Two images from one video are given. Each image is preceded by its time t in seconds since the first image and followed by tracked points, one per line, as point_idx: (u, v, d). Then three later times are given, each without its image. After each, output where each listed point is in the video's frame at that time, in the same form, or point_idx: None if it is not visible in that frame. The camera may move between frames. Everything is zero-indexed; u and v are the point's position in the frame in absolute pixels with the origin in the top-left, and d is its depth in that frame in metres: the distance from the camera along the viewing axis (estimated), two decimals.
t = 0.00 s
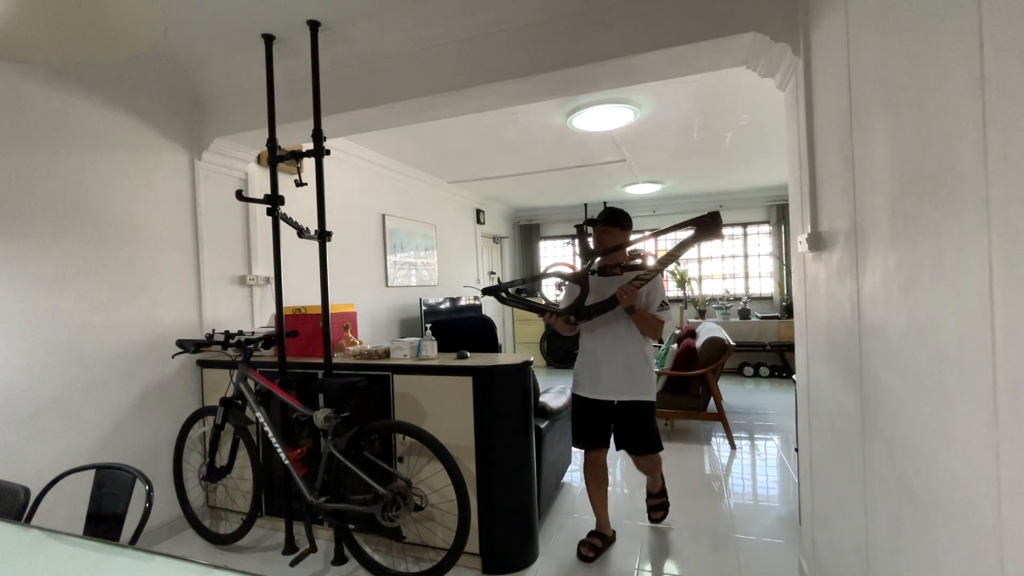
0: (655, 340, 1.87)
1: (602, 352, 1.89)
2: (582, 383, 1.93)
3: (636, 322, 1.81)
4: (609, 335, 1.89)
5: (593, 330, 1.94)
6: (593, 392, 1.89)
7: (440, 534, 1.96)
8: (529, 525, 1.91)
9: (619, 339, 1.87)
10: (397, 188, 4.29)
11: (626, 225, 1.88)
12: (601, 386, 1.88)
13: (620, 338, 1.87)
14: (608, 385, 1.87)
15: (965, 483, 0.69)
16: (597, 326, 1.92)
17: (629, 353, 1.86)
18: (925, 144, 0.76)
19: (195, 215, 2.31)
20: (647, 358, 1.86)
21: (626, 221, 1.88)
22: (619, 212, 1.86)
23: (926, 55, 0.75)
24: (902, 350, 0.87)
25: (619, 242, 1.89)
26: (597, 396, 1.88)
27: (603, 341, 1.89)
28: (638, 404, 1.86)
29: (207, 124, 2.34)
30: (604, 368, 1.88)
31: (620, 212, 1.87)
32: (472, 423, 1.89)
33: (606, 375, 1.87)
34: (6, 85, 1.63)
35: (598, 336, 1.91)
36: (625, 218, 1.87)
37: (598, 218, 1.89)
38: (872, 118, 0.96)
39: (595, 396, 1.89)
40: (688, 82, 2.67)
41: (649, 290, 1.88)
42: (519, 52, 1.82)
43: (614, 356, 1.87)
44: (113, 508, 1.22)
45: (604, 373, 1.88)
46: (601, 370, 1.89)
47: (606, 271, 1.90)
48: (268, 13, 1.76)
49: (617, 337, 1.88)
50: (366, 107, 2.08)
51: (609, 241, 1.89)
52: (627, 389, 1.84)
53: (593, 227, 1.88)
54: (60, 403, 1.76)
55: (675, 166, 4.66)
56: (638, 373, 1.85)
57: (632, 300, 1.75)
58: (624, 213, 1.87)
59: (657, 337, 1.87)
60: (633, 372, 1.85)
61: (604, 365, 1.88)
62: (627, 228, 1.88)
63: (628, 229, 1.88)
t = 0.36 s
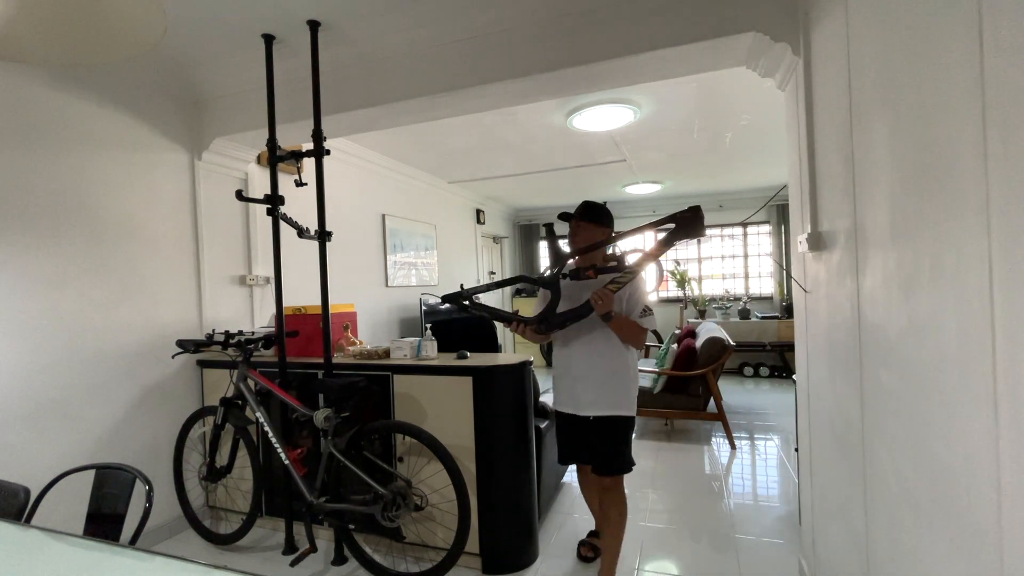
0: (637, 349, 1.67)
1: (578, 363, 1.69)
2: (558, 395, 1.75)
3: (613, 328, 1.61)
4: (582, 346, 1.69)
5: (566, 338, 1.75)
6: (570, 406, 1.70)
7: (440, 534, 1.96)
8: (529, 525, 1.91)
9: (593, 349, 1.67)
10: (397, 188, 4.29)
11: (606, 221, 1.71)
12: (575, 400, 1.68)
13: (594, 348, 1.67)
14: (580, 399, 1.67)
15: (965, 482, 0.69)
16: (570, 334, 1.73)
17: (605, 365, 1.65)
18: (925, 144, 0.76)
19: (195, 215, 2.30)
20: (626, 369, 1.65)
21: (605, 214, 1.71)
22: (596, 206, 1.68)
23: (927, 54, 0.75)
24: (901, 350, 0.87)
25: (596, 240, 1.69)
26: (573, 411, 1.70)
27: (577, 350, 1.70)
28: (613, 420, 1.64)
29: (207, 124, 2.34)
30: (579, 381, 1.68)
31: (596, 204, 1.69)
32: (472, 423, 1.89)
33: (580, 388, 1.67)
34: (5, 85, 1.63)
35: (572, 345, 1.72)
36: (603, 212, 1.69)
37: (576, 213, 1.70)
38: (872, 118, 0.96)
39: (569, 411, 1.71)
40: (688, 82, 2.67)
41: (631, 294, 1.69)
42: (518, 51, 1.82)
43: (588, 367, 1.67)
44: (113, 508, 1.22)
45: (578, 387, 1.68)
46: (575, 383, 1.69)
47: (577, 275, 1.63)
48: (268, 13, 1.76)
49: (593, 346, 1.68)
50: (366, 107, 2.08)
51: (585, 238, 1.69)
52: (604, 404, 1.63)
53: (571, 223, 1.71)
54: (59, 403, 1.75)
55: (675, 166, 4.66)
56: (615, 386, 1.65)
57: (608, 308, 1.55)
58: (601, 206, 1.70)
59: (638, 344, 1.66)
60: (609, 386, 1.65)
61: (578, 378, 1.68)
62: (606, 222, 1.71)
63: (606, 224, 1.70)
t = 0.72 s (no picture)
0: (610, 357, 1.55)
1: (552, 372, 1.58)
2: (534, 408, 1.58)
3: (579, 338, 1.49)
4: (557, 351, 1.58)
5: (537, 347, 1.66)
6: (545, 420, 1.55)
7: (440, 534, 1.97)
8: (529, 525, 1.91)
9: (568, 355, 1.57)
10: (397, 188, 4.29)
11: (582, 212, 1.50)
12: (552, 412, 1.54)
13: (569, 354, 1.57)
14: (556, 411, 1.53)
15: (965, 483, 0.69)
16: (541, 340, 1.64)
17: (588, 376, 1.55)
18: (925, 143, 0.76)
19: (195, 216, 2.31)
20: (605, 377, 1.56)
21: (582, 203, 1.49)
22: (570, 193, 1.47)
23: (926, 54, 0.75)
24: (901, 350, 0.88)
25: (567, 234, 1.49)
26: (549, 425, 1.54)
27: (552, 356, 1.59)
28: (593, 435, 1.52)
29: (207, 124, 2.34)
30: (554, 392, 1.56)
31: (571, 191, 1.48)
32: (472, 423, 1.89)
33: (556, 399, 1.55)
34: (5, 85, 1.63)
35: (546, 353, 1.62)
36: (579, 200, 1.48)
37: (544, 204, 1.50)
38: (872, 119, 0.96)
39: (545, 425, 1.55)
40: (688, 82, 2.67)
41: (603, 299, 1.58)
42: (518, 51, 1.82)
43: (565, 375, 1.55)
44: (113, 508, 1.22)
45: (555, 397, 1.56)
46: (550, 395, 1.56)
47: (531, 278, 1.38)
48: (268, 13, 1.76)
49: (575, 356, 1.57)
50: (366, 107, 2.08)
51: (552, 231, 1.49)
52: (587, 416, 1.51)
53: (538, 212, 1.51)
54: (59, 403, 1.75)
55: (676, 166, 4.66)
56: (595, 398, 1.54)
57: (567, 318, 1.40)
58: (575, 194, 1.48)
59: (616, 352, 1.54)
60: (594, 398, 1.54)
61: (554, 388, 1.56)
62: (581, 214, 1.50)
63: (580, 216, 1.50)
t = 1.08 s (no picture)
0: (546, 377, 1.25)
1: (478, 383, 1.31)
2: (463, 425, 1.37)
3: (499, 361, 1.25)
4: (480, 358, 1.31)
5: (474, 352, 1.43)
6: (462, 436, 1.31)
7: (440, 534, 1.97)
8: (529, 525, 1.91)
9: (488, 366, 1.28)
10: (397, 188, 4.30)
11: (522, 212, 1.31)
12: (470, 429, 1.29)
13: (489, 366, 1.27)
14: (474, 429, 1.28)
15: (965, 484, 0.69)
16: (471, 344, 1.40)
17: (505, 388, 1.25)
18: (926, 143, 0.76)
19: (195, 215, 2.31)
20: (533, 397, 1.24)
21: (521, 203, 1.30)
22: (503, 188, 1.29)
23: (927, 53, 0.74)
24: (901, 350, 0.87)
25: (500, 237, 1.31)
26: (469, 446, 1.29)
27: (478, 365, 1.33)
28: (509, 457, 1.22)
29: (207, 124, 2.34)
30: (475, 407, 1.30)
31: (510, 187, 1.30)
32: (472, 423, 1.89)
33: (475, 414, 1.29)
34: (5, 85, 1.62)
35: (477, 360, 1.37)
36: (516, 199, 1.29)
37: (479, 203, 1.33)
38: (872, 119, 0.96)
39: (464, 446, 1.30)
40: (688, 82, 2.67)
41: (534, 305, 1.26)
42: (518, 51, 1.82)
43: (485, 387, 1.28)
44: (113, 508, 1.22)
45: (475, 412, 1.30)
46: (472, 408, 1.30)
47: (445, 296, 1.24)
48: (268, 14, 1.76)
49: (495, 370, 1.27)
50: (366, 107, 2.08)
51: (484, 231, 1.31)
52: (498, 435, 1.23)
53: (473, 210, 1.36)
54: (59, 403, 1.76)
55: (676, 166, 4.66)
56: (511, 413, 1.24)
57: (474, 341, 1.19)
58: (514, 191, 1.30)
59: (551, 370, 1.24)
60: (510, 413, 1.23)
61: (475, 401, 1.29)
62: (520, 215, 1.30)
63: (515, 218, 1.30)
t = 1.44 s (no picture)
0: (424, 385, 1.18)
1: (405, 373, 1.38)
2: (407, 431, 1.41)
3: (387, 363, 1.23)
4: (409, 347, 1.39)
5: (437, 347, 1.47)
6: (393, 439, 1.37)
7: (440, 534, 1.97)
8: (529, 524, 1.91)
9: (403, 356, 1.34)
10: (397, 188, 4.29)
11: (439, 201, 1.26)
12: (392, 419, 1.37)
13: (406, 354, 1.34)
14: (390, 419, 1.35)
15: (964, 485, 0.69)
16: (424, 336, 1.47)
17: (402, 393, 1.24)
18: (926, 142, 0.76)
19: (195, 215, 2.31)
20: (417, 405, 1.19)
21: (438, 191, 1.25)
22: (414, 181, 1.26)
23: (927, 53, 0.75)
24: (901, 351, 0.87)
25: (416, 231, 1.27)
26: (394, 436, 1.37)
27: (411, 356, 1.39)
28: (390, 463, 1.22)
29: (207, 123, 2.35)
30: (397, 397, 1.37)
31: (427, 177, 1.27)
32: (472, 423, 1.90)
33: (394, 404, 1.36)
34: (6, 85, 1.62)
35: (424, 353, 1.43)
36: (431, 188, 1.25)
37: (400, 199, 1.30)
38: (872, 118, 0.96)
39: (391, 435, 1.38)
40: (688, 82, 2.67)
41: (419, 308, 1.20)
42: (518, 51, 1.82)
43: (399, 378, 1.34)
44: (113, 508, 1.22)
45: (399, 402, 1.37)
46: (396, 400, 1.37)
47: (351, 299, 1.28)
48: (268, 14, 1.76)
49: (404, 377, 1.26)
50: (366, 106, 2.08)
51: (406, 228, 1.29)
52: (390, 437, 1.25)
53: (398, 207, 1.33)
54: (60, 403, 1.76)
55: (676, 166, 4.65)
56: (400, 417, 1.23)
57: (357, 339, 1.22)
58: (432, 180, 1.26)
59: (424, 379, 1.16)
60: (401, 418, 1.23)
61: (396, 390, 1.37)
62: (437, 204, 1.26)
63: (429, 207, 1.25)
